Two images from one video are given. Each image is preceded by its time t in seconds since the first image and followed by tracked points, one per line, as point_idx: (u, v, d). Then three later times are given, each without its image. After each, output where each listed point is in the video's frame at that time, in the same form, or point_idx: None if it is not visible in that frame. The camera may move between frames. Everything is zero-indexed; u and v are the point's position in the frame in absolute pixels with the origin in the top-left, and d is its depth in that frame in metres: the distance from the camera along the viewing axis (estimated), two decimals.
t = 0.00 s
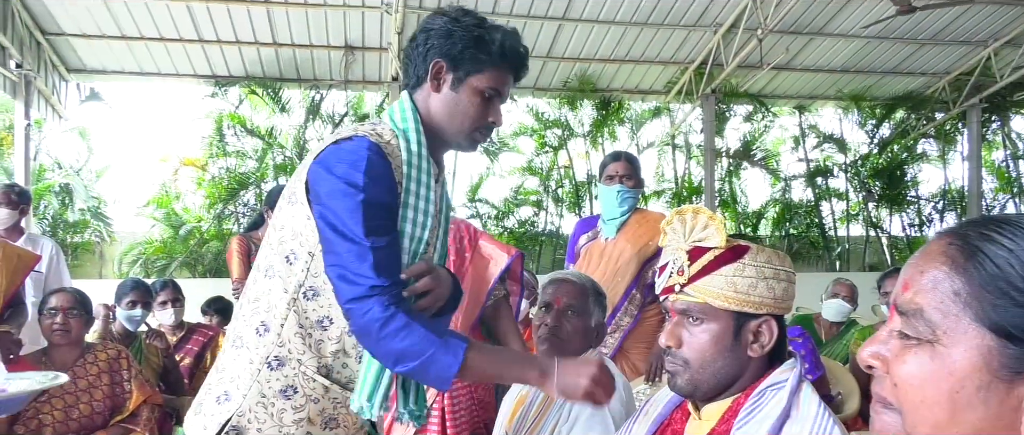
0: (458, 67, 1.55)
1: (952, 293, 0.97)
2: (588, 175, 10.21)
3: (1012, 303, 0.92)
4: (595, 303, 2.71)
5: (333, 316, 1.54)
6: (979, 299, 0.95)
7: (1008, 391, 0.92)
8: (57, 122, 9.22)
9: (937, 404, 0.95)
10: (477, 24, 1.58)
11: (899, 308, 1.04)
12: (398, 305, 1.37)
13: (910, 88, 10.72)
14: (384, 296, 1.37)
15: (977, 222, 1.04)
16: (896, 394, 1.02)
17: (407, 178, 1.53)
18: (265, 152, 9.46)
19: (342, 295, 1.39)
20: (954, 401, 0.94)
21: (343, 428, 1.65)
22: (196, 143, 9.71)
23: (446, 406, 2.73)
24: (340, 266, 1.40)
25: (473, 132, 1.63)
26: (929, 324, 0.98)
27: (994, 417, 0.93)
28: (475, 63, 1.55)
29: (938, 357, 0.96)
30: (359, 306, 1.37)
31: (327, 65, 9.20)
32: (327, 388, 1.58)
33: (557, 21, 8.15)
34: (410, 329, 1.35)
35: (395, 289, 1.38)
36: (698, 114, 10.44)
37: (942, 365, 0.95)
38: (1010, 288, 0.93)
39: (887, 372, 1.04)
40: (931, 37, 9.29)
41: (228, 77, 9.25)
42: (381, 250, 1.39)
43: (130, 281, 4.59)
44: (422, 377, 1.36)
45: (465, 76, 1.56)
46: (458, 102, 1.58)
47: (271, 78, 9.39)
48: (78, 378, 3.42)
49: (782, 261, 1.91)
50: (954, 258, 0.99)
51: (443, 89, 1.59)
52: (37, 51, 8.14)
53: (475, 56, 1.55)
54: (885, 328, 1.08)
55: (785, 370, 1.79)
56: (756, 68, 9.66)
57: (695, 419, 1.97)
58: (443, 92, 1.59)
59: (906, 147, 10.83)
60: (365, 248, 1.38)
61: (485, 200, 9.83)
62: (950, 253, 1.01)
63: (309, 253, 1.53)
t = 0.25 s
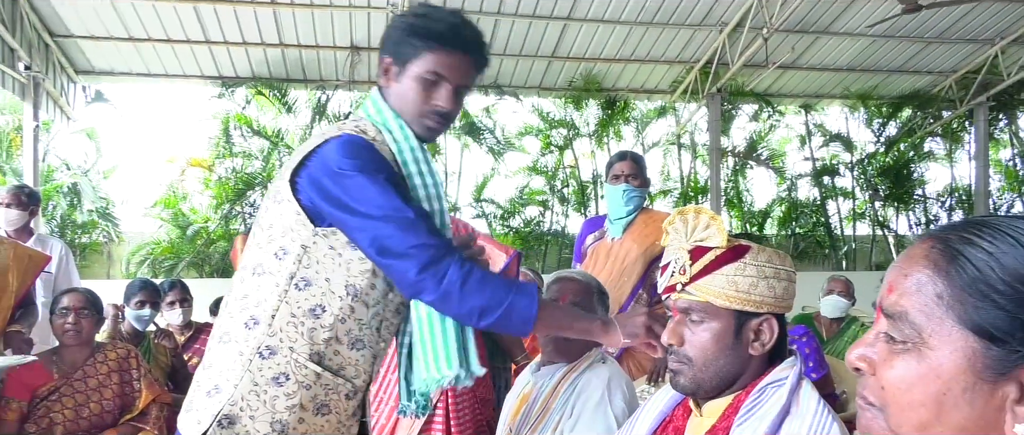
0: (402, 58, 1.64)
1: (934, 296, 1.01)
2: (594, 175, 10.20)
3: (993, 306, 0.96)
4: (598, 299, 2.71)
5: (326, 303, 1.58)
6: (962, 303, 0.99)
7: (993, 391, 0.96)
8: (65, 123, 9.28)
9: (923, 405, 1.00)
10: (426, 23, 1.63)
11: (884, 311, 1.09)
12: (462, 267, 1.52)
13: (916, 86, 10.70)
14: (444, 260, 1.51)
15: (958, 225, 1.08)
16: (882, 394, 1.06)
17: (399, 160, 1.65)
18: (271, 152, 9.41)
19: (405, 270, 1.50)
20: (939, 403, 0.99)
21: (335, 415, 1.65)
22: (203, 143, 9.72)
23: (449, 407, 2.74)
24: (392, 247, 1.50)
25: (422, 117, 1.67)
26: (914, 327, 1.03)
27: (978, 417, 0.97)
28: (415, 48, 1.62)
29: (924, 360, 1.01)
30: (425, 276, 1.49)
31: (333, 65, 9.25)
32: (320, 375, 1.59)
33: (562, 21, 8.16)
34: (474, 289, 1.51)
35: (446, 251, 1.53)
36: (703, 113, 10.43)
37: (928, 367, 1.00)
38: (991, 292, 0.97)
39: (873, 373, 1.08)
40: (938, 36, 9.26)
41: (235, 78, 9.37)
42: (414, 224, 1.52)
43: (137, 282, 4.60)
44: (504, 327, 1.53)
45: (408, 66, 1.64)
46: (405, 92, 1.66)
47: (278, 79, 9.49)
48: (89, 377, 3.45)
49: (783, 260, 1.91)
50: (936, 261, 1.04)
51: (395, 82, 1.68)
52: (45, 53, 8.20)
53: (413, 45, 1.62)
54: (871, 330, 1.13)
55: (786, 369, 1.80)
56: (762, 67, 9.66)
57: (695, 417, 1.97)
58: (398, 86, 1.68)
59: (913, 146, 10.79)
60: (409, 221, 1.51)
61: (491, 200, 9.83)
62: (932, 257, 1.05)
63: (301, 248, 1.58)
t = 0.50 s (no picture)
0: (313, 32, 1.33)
1: (918, 293, 0.98)
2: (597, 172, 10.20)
3: (975, 303, 0.93)
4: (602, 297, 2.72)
5: (262, 296, 1.34)
6: (943, 299, 0.96)
7: (975, 388, 0.92)
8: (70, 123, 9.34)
9: (905, 403, 0.97)
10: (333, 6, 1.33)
11: (868, 308, 1.06)
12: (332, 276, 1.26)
13: (920, 82, 10.68)
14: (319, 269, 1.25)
15: (942, 222, 1.05)
16: (868, 393, 1.02)
17: (304, 144, 1.34)
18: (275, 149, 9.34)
19: (277, 276, 1.26)
20: (922, 400, 0.95)
21: (289, 406, 1.37)
22: (207, 142, 9.72)
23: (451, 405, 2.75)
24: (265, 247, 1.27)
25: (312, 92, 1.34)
26: (897, 324, 1.00)
27: (961, 414, 0.93)
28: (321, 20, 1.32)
29: (907, 357, 0.97)
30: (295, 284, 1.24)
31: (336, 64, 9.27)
32: (266, 368, 1.34)
33: (565, 19, 8.16)
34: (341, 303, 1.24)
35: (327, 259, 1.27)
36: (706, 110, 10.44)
37: (909, 363, 0.97)
38: (973, 288, 0.94)
39: (859, 372, 1.04)
40: (941, 32, 9.22)
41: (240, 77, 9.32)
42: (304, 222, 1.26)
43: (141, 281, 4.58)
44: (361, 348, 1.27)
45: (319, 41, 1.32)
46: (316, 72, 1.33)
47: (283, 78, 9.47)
48: (94, 375, 3.46)
49: (781, 257, 1.92)
50: (919, 258, 1.01)
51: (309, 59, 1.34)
52: (49, 52, 8.25)
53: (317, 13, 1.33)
54: (857, 329, 1.09)
55: (781, 365, 1.80)
56: (765, 64, 9.64)
57: (694, 412, 1.97)
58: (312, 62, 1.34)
59: (918, 142, 10.75)
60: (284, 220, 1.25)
61: (494, 198, 9.84)
62: (915, 254, 1.02)
63: (218, 242, 1.37)
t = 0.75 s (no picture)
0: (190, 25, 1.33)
1: (936, 283, 1.09)
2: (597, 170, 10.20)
3: (993, 295, 1.04)
4: (593, 296, 2.72)
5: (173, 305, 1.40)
6: (962, 290, 1.07)
7: (989, 378, 1.04)
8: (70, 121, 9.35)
9: (921, 391, 1.08)
10: None
11: (886, 296, 1.17)
12: (162, 300, 1.32)
13: (920, 79, 10.67)
14: (149, 294, 1.31)
15: (959, 214, 1.16)
16: (882, 381, 1.14)
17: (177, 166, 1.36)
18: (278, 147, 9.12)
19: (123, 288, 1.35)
20: (939, 388, 1.06)
21: (203, 407, 1.40)
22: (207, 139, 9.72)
23: (453, 401, 2.75)
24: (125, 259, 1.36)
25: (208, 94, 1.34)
26: (915, 314, 1.11)
27: (976, 402, 1.04)
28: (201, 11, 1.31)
29: (925, 347, 1.08)
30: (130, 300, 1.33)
31: (337, 62, 9.29)
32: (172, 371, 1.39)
33: (564, 17, 8.16)
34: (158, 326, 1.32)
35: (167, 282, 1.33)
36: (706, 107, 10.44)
37: (930, 353, 1.07)
38: (991, 279, 1.04)
39: (873, 359, 1.15)
40: (942, 29, 9.22)
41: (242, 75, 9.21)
42: (153, 243, 1.32)
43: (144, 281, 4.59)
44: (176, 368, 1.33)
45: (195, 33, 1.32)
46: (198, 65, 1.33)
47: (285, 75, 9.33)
48: (96, 373, 3.48)
49: (776, 253, 1.93)
50: (940, 249, 1.11)
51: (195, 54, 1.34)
52: (50, 51, 8.27)
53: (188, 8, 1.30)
54: (874, 315, 1.20)
55: (777, 360, 1.81)
56: (766, 61, 9.64)
57: (694, 409, 2.00)
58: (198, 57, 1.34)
59: (918, 139, 10.75)
60: (129, 240, 1.31)
61: (495, 196, 9.86)
62: (936, 245, 1.13)
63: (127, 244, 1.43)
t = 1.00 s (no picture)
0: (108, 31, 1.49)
1: (989, 277, 0.93)
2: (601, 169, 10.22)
3: None
4: (580, 298, 2.72)
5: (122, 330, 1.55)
6: (1014, 287, 0.91)
7: None
8: (77, 123, 9.39)
9: (964, 384, 0.92)
10: None
11: (931, 286, 1.00)
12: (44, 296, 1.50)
13: (924, 77, 10.66)
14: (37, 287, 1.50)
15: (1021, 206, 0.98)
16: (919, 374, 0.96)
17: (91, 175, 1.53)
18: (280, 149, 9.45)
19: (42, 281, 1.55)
20: (981, 384, 0.90)
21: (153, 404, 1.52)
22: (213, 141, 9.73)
23: (462, 400, 2.72)
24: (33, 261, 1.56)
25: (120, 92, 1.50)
26: (961, 307, 0.94)
27: (1016, 402, 0.89)
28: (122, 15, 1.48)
29: (970, 341, 0.92)
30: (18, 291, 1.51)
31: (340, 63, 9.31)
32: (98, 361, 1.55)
33: (567, 17, 8.16)
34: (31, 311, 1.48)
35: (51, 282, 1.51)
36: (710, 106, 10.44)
37: (975, 347, 0.91)
38: None
39: (911, 348, 0.98)
40: (945, 27, 9.20)
41: (244, 76, 9.41)
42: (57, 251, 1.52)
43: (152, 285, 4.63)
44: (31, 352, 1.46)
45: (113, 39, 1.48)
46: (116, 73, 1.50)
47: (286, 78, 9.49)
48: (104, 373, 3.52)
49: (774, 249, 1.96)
50: (994, 243, 0.94)
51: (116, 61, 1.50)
52: (56, 53, 8.31)
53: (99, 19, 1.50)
54: (913, 304, 1.03)
55: (778, 359, 1.82)
56: (768, 60, 9.65)
57: (696, 408, 2.02)
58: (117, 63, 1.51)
59: (922, 137, 10.73)
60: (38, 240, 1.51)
61: (499, 196, 9.87)
62: (989, 238, 0.95)
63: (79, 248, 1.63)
